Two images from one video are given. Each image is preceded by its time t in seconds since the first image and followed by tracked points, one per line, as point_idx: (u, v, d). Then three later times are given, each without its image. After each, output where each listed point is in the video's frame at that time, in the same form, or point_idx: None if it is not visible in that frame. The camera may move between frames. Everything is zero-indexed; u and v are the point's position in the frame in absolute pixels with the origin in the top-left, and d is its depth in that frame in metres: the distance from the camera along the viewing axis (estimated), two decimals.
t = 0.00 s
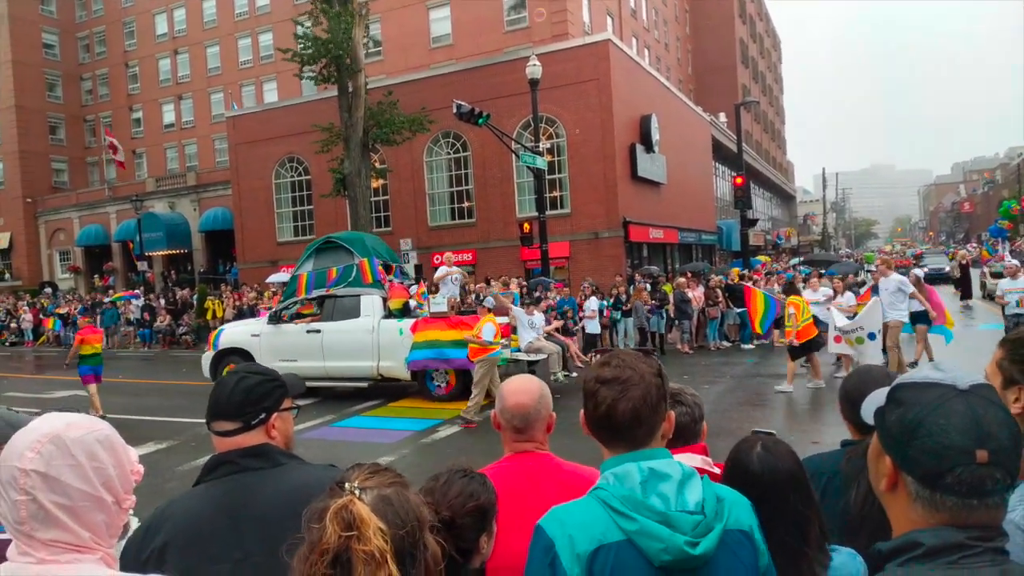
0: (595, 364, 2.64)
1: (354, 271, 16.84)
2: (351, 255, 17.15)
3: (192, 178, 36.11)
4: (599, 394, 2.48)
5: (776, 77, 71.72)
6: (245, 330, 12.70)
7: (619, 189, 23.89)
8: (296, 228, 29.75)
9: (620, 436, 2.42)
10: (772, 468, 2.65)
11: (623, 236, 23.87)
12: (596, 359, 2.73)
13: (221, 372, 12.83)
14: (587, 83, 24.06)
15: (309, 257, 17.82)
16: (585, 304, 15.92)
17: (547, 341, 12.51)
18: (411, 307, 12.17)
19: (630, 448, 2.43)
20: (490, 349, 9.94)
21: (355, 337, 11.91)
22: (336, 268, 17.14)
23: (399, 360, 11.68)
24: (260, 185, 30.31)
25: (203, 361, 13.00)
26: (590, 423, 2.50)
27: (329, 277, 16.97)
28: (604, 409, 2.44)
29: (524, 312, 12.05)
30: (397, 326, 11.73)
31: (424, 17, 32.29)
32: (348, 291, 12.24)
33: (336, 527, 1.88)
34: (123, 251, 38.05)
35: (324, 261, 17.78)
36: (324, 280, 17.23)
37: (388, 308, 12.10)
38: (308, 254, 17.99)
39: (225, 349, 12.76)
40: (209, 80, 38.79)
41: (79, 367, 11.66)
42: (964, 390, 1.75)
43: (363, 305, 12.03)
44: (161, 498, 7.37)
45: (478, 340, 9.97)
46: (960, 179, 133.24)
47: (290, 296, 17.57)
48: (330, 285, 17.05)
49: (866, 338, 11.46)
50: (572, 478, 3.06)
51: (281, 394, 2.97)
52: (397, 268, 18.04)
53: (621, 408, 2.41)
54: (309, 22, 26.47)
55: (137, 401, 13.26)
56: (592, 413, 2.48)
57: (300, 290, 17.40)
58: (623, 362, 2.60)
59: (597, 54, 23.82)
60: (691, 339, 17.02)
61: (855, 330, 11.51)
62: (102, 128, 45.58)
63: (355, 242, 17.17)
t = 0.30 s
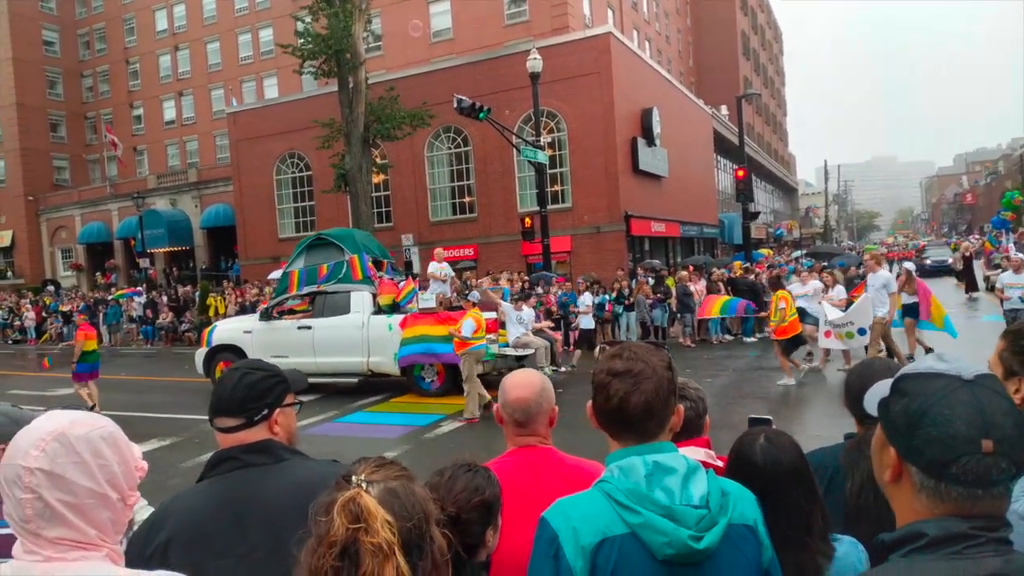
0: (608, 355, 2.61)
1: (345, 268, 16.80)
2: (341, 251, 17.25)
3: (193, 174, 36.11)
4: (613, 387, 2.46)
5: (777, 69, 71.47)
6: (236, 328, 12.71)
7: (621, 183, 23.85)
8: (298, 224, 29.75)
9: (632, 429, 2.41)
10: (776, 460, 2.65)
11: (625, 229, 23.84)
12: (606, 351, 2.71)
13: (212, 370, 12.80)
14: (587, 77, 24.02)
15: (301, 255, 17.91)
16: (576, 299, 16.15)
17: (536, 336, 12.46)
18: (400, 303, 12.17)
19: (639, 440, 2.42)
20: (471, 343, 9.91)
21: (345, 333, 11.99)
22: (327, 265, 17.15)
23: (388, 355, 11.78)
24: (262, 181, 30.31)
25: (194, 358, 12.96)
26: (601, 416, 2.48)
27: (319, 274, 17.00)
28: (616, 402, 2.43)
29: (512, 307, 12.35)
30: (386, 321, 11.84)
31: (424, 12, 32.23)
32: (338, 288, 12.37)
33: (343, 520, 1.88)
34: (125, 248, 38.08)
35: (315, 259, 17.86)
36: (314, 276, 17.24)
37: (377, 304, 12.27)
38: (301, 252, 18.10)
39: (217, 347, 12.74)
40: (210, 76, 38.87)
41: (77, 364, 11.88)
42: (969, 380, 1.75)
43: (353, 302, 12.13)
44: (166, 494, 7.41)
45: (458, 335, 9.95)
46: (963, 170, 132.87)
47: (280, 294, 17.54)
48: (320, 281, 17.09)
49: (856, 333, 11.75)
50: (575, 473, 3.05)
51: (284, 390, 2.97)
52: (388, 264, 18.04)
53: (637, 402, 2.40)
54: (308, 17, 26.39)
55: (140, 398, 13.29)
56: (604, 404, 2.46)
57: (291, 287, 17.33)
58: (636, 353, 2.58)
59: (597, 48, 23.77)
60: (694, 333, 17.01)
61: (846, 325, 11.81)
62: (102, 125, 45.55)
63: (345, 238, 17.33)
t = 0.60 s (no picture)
0: (627, 352, 2.58)
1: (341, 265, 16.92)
2: (337, 249, 17.09)
3: (200, 171, 36.21)
4: (638, 385, 2.42)
5: (785, 65, 71.15)
6: (232, 323, 12.64)
7: (627, 180, 23.79)
8: (305, 221, 29.81)
9: (652, 426, 2.39)
10: (787, 459, 2.64)
11: (632, 227, 23.79)
12: (624, 347, 2.68)
13: (211, 364, 12.88)
14: (594, 74, 23.98)
15: (297, 250, 17.86)
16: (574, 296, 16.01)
17: (527, 334, 12.64)
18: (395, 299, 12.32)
19: (654, 438, 2.41)
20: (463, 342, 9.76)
21: (341, 330, 12.08)
22: (324, 263, 17.27)
23: (383, 352, 11.89)
24: (269, 178, 30.36)
25: (192, 354, 13.00)
26: (618, 413, 2.46)
27: (316, 272, 17.22)
28: (642, 400, 2.40)
29: (505, 305, 12.39)
30: (381, 318, 11.92)
31: (431, 8, 32.21)
32: (332, 285, 12.46)
33: (358, 517, 1.88)
34: (133, 245, 38.22)
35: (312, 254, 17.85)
36: (311, 274, 17.43)
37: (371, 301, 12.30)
38: (296, 247, 17.95)
39: (214, 343, 12.71)
40: (217, 73, 39.00)
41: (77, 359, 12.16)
42: (982, 376, 1.74)
43: (348, 299, 12.22)
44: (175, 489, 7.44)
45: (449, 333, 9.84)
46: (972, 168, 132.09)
47: (277, 289, 17.84)
48: (317, 279, 17.33)
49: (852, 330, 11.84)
50: (584, 470, 3.05)
51: (293, 385, 2.99)
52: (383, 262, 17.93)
53: (662, 401, 2.39)
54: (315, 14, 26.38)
55: (148, 394, 13.35)
56: (625, 403, 2.43)
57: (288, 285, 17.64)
58: (657, 352, 2.55)
59: (604, 45, 23.73)
60: (701, 330, 16.97)
61: (842, 322, 11.87)
62: (110, 122, 45.69)
63: (341, 237, 17.03)
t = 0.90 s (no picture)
0: (644, 343, 2.57)
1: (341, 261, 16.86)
2: (337, 244, 17.14)
3: (212, 165, 36.35)
4: (657, 377, 2.41)
5: (798, 58, 70.62)
6: (234, 316, 12.77)
7: (638, 174, 23.69)
8: (315, 214, 29.89)
9: (671, 419, 2.38)
10: (806, 452, 2.63)
11: (643, 220, 23.71)
12: (640, 338, 2.67)
13: (213, 357, 13.03)
14: (605, 67, 23.88)
15: (297, 245, 17.91)
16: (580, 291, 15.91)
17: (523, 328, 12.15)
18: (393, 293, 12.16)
19: (673, 430, 2.40)
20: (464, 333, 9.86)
21: (340, 323, 12.11)
22: (324, 257, 17.31)
23: (380, 345, 11.86)
24: (280, 171, 30.46)
25: (195, 346, 13.15)
26: (633, 406, 2.44)
27: (316, 265, 17.25)
28: (661, 392, 2.38)
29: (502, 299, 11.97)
30: (378, 312, 11.89)
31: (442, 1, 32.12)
32: (331, 279, 12.47)
33: (379, 506, 1.89)
34: (145, 238, 38.47)
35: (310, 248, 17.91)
36: (310, 267, 17.45)
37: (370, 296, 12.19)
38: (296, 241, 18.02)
39: (216, 335, 12.86)
40: (229, 66, 39.22)
41: (75, 350, 12.53)
42: (1004, 369, 1.72)
43: (347, 292, 12.23)
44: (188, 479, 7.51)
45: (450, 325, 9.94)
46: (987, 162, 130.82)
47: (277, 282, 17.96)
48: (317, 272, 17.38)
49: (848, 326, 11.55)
50: (598, 463, 3.05)
51: (306, 375, 3.02)
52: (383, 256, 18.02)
53: (682, 392, 2.38)
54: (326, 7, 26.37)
55: (162, 385, 13.45)
56: (643, 395, 2.41)
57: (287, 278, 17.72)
58: (675, 343, 2.54)
59: (615, 37, 23.62)
60: (712, 325, 16.89)
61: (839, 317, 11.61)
62: (123, 115, 45.89)
63: (341, 231, 17.05)
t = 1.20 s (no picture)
0: (661, 345, 2.55)
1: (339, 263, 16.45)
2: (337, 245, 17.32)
3: (223, 167, 36.56)
4: (675, 379, 2.39)
5: (809, 55, 70.24)
6: (237, 318, 12.90)
7: (648, 173, 23.61)
8: (326, 215, 30.02)
9: (690, 420, 2.37)
10: (821, 453, 2.61)
11: (653, 220, 23.63)
12: (655, 340, 2.65)
13: (217, 359, 13.17)
14: (614, 66, 23.84)
15: (298, 248, 18.08)
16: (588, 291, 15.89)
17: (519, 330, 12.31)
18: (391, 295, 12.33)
19: (689, 431, 2.39)
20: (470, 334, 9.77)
21: (339, 324, 12.16)
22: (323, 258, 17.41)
23: (379, 346, 11.92)
24: (291, 172, 30.58)
25: (199, 347, 13.31)
26: (650, 408, 2.43)
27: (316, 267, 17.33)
28: (678, 394, 2.37)
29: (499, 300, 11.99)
30: (377, 313, 11.95)
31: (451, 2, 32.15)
32: (331, 280, 12.47)
33: (394, 508, 1.89)
34: (158, 240, 38.75)
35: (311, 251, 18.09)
36: (311, 269, 17.53)
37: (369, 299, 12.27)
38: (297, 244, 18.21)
39: (220, 337, 13.01)
40: (239, 69, 39.47)
41: (84, 352, 12.64)
42: (1022, 369, 1.68)
43: (346, 294, 12.26)
44: (201, 481, 7.56)
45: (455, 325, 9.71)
46: (1001, 159, 129.60)
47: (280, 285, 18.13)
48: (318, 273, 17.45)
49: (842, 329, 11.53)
50: (612, 466, 3.04)
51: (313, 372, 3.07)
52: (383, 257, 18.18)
53: (700, 393, 2.37)
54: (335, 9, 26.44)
55: (175, 386, 13.54)
56: (662, 397, 2.39)
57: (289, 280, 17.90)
58: (692, 345, 2.53)
59: (624, 37, 23.56)
60: (724, 325, 16.83)
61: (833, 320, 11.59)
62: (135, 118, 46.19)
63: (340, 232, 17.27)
